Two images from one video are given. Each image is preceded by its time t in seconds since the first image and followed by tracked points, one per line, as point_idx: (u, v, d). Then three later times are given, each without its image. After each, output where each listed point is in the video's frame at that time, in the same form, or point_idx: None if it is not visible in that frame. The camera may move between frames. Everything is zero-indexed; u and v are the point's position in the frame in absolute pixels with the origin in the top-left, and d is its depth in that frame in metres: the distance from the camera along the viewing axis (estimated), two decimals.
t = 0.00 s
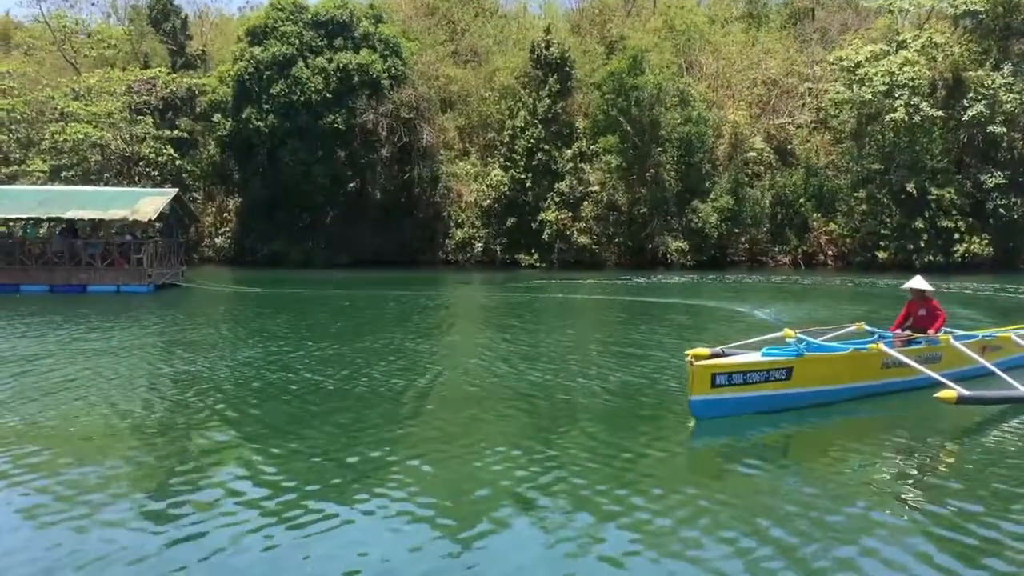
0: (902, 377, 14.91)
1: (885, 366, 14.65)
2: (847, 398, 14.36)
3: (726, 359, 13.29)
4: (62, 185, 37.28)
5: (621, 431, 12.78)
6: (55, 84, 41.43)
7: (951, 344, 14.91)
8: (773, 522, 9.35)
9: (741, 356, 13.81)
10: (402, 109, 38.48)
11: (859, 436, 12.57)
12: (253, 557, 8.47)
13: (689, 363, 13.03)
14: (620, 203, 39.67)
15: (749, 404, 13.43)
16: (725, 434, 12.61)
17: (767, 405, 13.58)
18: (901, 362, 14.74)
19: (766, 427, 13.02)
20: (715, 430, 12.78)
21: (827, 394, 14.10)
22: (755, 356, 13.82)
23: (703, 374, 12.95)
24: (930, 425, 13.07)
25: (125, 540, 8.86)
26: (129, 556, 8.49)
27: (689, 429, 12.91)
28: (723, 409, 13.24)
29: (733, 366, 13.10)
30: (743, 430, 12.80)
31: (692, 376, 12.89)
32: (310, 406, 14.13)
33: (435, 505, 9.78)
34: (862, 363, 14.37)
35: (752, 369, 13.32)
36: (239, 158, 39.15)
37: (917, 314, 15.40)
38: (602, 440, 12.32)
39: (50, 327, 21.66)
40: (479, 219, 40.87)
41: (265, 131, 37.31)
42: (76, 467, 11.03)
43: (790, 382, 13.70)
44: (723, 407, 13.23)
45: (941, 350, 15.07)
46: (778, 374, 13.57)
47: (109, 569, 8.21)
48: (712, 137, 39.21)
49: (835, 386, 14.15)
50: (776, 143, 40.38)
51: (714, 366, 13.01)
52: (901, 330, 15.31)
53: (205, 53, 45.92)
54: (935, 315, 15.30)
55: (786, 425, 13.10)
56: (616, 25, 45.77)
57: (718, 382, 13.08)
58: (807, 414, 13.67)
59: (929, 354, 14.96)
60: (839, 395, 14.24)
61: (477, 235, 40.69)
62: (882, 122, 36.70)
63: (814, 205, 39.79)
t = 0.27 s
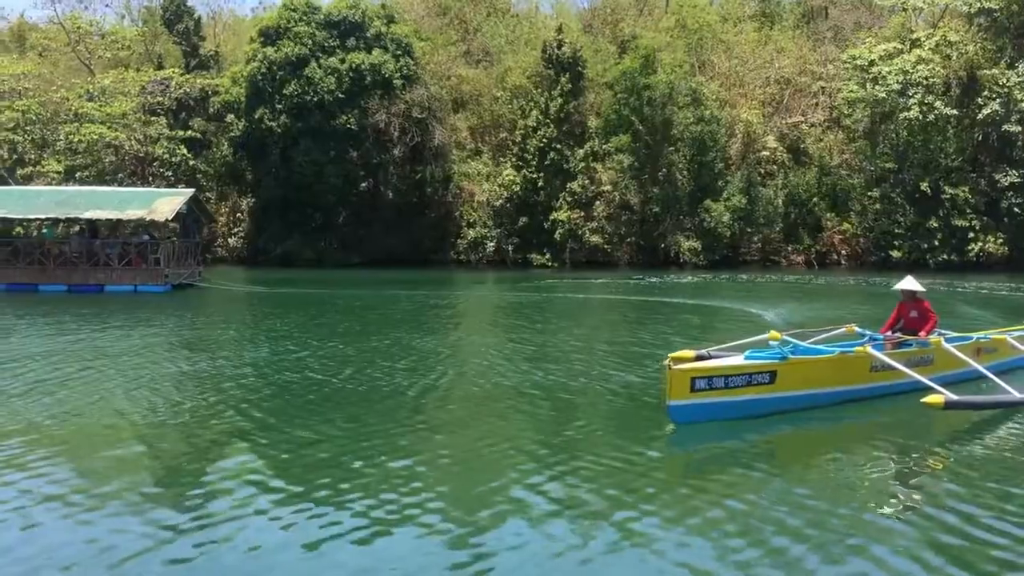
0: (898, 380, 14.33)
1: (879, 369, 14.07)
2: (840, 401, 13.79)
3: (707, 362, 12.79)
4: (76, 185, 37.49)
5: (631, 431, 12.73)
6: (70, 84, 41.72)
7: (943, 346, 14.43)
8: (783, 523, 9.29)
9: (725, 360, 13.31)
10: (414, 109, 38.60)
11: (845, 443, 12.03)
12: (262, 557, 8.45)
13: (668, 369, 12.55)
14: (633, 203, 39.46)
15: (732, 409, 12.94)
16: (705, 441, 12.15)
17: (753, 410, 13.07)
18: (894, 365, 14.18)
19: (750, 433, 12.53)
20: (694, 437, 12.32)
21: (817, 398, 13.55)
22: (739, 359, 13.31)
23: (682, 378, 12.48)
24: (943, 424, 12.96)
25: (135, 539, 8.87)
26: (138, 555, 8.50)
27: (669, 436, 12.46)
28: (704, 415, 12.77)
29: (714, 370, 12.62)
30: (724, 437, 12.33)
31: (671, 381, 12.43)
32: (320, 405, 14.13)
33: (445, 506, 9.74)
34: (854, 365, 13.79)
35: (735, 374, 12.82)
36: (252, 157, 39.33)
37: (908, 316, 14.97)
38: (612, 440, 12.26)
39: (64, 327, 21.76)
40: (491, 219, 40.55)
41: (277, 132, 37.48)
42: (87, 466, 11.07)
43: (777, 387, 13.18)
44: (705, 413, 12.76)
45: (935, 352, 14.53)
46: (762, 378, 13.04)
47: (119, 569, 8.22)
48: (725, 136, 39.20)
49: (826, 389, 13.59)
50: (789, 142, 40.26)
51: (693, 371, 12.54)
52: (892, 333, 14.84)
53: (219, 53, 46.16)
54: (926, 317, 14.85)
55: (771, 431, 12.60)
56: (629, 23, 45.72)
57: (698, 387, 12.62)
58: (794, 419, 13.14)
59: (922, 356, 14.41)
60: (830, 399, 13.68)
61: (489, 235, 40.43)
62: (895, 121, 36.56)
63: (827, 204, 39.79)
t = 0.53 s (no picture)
0: (895, 385, 13.97)
1: (874, 374, 13.72)
2: (833, 408, 13.45)
3: (693, 369, 12.48)
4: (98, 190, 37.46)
5: (646, 433, 12.67)
6: (91, 90, 42.05)
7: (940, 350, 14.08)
8: (798, 526, 9.21)
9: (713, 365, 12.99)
10: (432, 112, 38.67)
11: (834, 452, 11.71)
12: (276, 558, 8.47)
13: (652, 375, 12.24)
14: (651, 205, 39.42)
15: (719, 416, 12.63)
16: (690, 449, 11.87)
17: (740, 418, 12.76)
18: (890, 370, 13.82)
19: (737, 441, 12.23)
20: (678, 445, 12.03)
21: (809, 405, 13.21)
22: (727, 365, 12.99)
23: (666, 385, 12.17)
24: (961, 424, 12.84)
25: (150, 540, 8.91)
26: (161, 555, 8.56)
27: (654, 444, 12.18)
28: (690, 422, 12.47)
29: (700, 377, 12.31)
30: (708, 445, 12.05)
31: (655, 387, 12.13)
32: (336, 408, 14.16)
33: (459, 507, 9.74)
34: (849, 370, 13.44)
35: (722, 380, 12.53)
36: (270, 161, 39.53)
37: (906, 318, 14.63)
38: (628, 442, 12.22)
39: (84, 331, 21.91)
40: (508, 221, 40.58)
41: (296, 135, 37.72)
42: (110, 467, 11.15)
43: (765, 393, 12.87)
44: (691, 420, 12.46)
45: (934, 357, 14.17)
46: (750, 384, 12.74)
47: (134, 569, 8.25)
48: (743, 137, 39.07)
49: (818, 396, 13.25)
50: (808, 142, 40.01)
51: (678, 378, 12.23)
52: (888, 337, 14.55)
53: (238, 59, 46.09)
54: (924, 320, 14.51)
55: (759, 439, 12.30)
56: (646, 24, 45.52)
57: (682, 394, 12.31)
58: (784, 426, 12.83)
59: (920, 361, 14.06)
60: (823, 405, 13.34)
61: (507, 237, 40.42)
62: (916, 120, 36.35)
63: (848, 204, 39.42)
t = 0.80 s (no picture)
0: (889, 391, 13.68)
1: (867, 380, 13.43)
2: (824, 415, 13.14)
3: (679, 375, 12.17)
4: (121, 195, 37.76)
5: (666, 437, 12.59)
6: (114, 96, 42.45)
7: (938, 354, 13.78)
8: (823, 530, 9.10)
9: (699, 372, 12.67)
10: (452, 115, 38.75)
11: (826, 459, 11.43)
12: (299, 562, 8.46)
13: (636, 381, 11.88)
14: (671, 207, 39.41)
15: (706, 424, 12.29)
16: (678, 458, 11.55)
17: (729, 425, 12.43)
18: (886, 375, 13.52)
19: (726, 449, 11.92)
20: (665, 453, 11.71)
21: (800, 412, 12.89)
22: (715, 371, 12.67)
23: (651, 392, 11.84)
24: (987, 428, 12.68)
25: (174, 543, 8.93)
26: (182, 559, 8.57)
27: (640, 452, 11.85)
28: (677, 430, 12.14)
29: (686, 384, 12.00)
30: (696, 454, 11.72)
31: (639, 394, 11.80)
32: (357, 411, 14.16)
33: (481, 511, 9.70)
34: (841, 376, 13.15)
35: (709, 386, 12.19)
36: (291, 165, 39.51)
37: (904, 322, 14.28)
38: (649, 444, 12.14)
39: (107, 335, 22.05)
40: (528, 224, 40.99)
41: (315, 139, 37.92)
42: (133, 470, 11.21)
43: (754, 400, 12.52)
44: (677, 428, 12.13)
45: (930, 361, 13.89)
46: (738, 391, 12.40)
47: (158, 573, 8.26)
48: (764, 138, 38.90)
49: (809, 402, 12.95)
50: (829, 143, 39.84)
51: (663, 384, 11.91)
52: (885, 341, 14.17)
53: (259, 63, 46.44)
54: (922, 324, 14.13)
55: (752, 446, 12.01)
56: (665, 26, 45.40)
57: (668, 401, 11.99)
58: (774, 434, 12.51)
59: (916, 366, 13.77)
60: (814, 413, 13.03)
61: (527, 240, 40.78)
62: (939, 120, 36.10)
63: (869, 205, 38.91)
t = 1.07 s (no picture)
0: (883, 397, 13.36)
1: (859, 386, 13.13)
2: (812, 422, 12.86)
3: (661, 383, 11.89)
4: (139, 199, 38.19)
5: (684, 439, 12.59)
6: (133, 101, 42.84)
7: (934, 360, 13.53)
8: (841, 532, 9.08)
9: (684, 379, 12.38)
10: (469, 118, 38.85)
11: (813, 468, 11.19)
12: (316, 563, 8.52)
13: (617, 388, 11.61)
14: (689, 208, 39.08)
15: (688, 432, 12.02)
16: (659, 468, 11.30)
17: (712, 433, 12.15)
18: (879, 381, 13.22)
19: (709, 458, 11.66)
20: (647, 463, 11.45)
21: (788, 419, 12.60)
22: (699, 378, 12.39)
23: (633, 400, 11.55)
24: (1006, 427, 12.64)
25: (194, 544, 9.01)
26: (202, 559, 8.65)
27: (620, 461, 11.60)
28: (658, 438, 11.87)
29: (668, 392, 11.71)
30: (680, 462, 11.48)
31: (619, 403, 11.53)
32: (375, 414, 14.21)
33: (497, 513, 9.73)
34: (830, 383, 12.86)
35: (692, 394, 11.92)
36: (309, 169, 39.47)
37: (899, 326, 14.20)
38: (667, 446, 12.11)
39: (128, 338, 22.22)
40: (546, 226, 40.63)
41: (333, 143, 37.96)
42: (153, 472, 11.31)
43: (739, 408, 12.25)
44: (659, 436, 11.87)
45: (926, 368, 13.61)
46: (722, 399, 12.13)
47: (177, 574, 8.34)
48: (782, 139, 38.71)
49: (797, 409, 12.65)
50: (848, 144, 39.68)
51: (645, 392, 11.62)
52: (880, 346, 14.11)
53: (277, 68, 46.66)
54: (917, 329, 14.07)
55: (766, 449, 11.95)
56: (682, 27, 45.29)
57: (649, 409, 11.72)
58: (761, 442, 12.25)
59: (911, 371, 13.49)
60: (803, 420, 12.74)
61: (545, 242, 40.57)
62: (960, 120, 35.78)
63: (890, 206, 38.78)
